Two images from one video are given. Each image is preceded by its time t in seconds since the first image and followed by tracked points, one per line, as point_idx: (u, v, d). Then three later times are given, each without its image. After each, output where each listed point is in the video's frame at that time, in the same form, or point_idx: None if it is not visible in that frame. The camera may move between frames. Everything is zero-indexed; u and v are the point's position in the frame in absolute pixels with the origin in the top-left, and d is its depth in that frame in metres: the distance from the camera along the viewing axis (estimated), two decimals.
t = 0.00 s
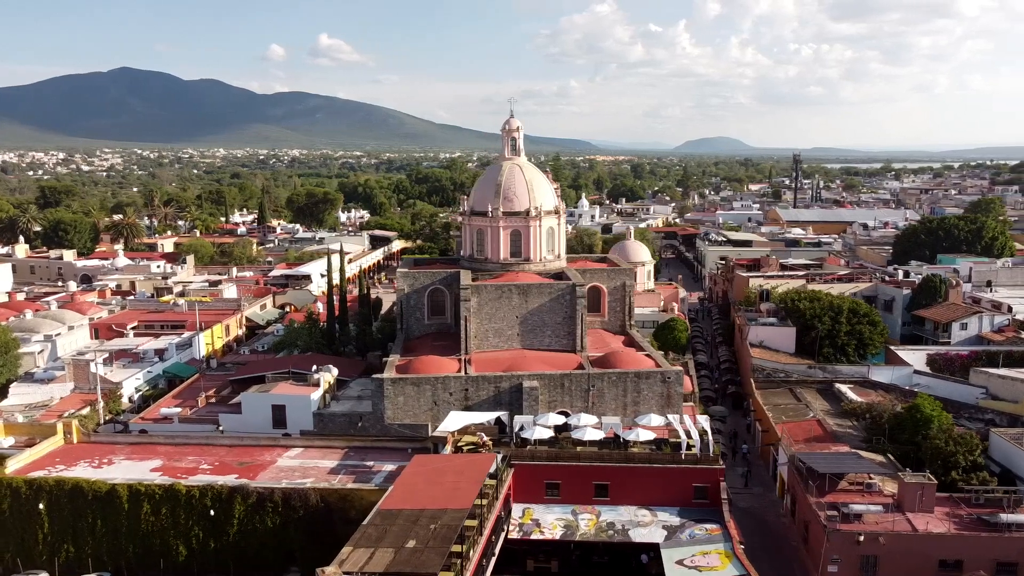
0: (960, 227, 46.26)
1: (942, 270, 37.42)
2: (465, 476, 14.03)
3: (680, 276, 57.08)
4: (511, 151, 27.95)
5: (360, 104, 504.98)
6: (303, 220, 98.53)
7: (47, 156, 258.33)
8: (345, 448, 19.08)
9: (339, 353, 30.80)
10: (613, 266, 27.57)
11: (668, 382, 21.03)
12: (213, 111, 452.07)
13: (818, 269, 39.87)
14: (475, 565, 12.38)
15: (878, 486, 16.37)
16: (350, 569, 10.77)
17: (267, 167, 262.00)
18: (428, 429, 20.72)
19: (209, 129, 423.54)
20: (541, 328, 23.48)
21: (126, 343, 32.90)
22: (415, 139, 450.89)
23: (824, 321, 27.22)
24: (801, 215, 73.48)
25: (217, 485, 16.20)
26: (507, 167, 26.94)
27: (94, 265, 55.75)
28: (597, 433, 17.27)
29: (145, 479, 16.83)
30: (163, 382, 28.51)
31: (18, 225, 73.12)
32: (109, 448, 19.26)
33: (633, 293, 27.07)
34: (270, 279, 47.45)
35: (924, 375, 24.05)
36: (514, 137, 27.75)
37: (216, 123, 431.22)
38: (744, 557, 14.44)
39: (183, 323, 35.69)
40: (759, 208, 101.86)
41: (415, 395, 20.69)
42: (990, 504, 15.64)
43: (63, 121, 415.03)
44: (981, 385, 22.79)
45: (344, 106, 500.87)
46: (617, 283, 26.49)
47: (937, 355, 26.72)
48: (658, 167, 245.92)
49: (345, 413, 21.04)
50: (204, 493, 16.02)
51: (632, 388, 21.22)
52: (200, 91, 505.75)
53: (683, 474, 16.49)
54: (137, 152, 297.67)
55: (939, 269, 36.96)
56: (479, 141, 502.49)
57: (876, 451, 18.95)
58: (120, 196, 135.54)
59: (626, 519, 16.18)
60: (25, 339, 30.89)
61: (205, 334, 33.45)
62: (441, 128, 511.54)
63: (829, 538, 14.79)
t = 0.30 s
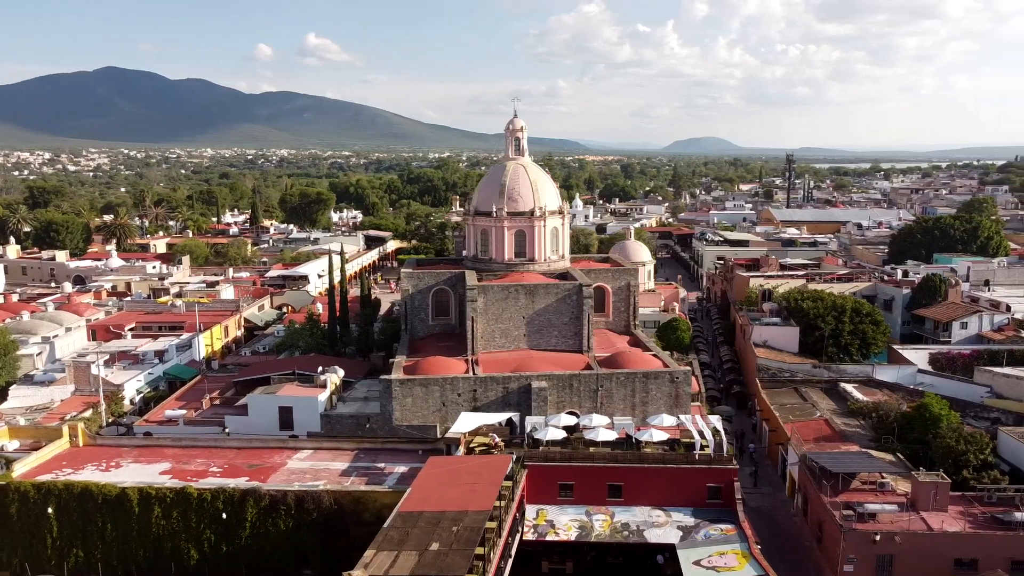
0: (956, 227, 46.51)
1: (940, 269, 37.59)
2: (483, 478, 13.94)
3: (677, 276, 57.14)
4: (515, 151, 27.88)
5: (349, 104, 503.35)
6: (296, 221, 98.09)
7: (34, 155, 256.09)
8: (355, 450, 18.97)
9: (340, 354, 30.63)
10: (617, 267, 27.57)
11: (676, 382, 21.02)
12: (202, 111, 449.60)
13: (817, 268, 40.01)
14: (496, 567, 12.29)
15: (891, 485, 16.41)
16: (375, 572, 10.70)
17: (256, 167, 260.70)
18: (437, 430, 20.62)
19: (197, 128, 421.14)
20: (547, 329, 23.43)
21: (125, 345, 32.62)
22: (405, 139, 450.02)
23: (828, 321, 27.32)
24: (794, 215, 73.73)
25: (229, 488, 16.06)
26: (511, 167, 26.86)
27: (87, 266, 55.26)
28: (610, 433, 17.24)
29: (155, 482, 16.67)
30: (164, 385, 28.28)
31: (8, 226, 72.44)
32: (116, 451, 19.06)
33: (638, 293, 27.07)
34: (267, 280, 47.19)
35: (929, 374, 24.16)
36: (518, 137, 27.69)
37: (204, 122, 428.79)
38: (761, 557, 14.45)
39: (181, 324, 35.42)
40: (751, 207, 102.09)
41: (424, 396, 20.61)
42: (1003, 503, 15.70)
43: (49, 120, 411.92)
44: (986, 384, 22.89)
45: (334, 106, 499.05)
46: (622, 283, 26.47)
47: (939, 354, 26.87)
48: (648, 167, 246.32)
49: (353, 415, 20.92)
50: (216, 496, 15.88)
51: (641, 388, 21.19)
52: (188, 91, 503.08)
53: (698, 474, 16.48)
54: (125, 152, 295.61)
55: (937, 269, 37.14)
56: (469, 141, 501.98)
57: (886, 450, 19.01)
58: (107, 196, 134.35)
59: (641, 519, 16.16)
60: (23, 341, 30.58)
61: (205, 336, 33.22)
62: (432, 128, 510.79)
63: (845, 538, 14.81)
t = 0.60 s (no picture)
0: (952, 226, 46.78)
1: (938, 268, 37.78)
2: (501, 478, 13.89)
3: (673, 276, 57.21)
4: (519, 151, 27.82)
5: (339, 104, 501.85)
6: (289, 221, 97.66)
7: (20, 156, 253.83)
8: (365, 452, 18.87)
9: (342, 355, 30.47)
10: (621, 267, 27.54)
11: (684, 381, 21.01)
12: (191, 111, 447.11)
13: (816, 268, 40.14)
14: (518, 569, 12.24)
15: (904, 484, 16.46)
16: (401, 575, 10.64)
17: (246, 168, 259.36)
18: (445, 431, 20.54)
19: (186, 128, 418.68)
20: (554, 329, 23.39)
21: (124, 346, 32.32)
22: (395, 139, 449.13)
23: (832, 320, 27.43)
24: (788, 214, 74.00)
25: (241, 490, 15.92)
26: (516, 167, 26.80)
27: (81, 267, 54.73)
28: (623, 434, 17.22)
29: (165, 485, 16.52)
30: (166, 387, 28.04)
31: None
32: (123, 454, 18.86)
33: (642, 292, 27.07)
34: (264, 280, 46.96)
35: (933, 374, 24.29)
36: (522, 137, 27.62)
37: (193, 122, 426.31)
38: (778, 557, 14.45)
39: (180, 325, 35.16)
40: (744, 207, 102.40)
41: (432, 397, 20.51)
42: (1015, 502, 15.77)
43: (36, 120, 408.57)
44: (990, 383, 22.99)
45: (323, 106, 497.20)
46: (627, 283, 26.47)
47: (941, 353, 27.01)
48: (639, 167, 246.71)
49: (361, 416, 20.80)
50: (228, 498, 15.74)
51: (649, 388, 21.18)
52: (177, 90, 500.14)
53: (712, 474, 16.46)
54: (112, 152, 293.29)
55: (936, 268, 37.33)
56: (460, 141, 501.55)
57: (895, 449, 19.05)
58: (95, 197, 133.06)
59: (655, 519, 16.13)
60: (21, 343, 30.22)
61: (205, 337, 33.01)
62: (422, 128, 509.96)
63: (861, 537, 14.82)
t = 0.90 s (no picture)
0: (948, 225, 47.08)
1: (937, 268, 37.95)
2: (519, 481, 13.85)
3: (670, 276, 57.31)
4: (523, 151, 27.75)
5: (329, 104, 500.35)
6: (282, 221, 97.24)
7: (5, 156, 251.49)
8: (375, 453, 18.77)
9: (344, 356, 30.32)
10: (625, 267, 27.53)
11: (693, 382, 21.00)
12: (179, 110, 444.46)
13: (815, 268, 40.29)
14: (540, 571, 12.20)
15: (917, 483, 16.51)
16: None
17: (235, 167, 257.96)
18: (455, 432, 20.47)
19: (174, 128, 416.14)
20: (561, 329, 23.35)
21: (123, 348, 32.05)
22: (385, 139, 448.17)
23: (835, 319, 27.54)
24: (782, 214, 74.31)
25: (254, 493, 15.79)
26: (520, 167, 26.75)
27: (73, 269, 54.19)
28: (637, 434, 17.18)
29: (176, 488, 16.37)
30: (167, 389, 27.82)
31: None
32: (130, 457, 18.67)
33: (647, 292, 27.04)
34: (261, 281, 46.70)
35: (937, 372, 24.42)
36: (526, 137, 27.56)
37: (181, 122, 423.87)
38: (796, 557, 14.45)
39: (179, 327, 34.91)
40: (737, 207, 102.75)
41: (441, 398, 20.42)
42: None
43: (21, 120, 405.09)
44: (995, 381, 23.07)
45: (313, 106, 495.58)
46: (632, 283, 26.46)
47: (944, 352, 27.12)
48: (630, 166, 247.14)
49: (369, 418, 20.69)
50: (241, 501, 15.61)
51: (658, 388, 21.16)
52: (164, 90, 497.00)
53: (726, 473, 16.46)
54: (100, 152, 291.04)
55: (935, 267, 37.52)
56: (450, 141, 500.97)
57: (905, 447, 19.10)
58: (84, 197, 132.02)
59: (670, 520, 16.11)
60: (19, 345, 29.92)
61: (205, 339, 32.79)
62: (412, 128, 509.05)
63: (878, 535, 14.83)
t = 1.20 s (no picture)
0: (943, 225, 47.36)
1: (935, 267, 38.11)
2: (539, 482, 13.79)
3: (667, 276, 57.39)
4: (527, 151, 27.72)
5: (318, 104, 498.65)
6: (275, 221, 96.78)
7: None
8: (386, 455, 18.65)
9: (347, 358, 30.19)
10: (629, 267, 27.52)
11: (702, 381, 21.00)
12: (167, 110, 441.72)
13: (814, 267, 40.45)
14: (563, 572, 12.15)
15: (929, 481, 16.58)
16: None
17: (225, 167, 256.45)
18: (464, 433, 20.39)
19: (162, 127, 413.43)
20: (568, 330, 23.33)
21: (122, 350, 31.76)
22: (375, 139, 447.07)
23: (839, 318, 27.64)
24: (776, 214, 74.55)
25: (267, 496, 15.66)
26: (524, 167, 26.71)
27: (66, 269, 53.56)
28: (650, 434, 17.17)
29: (187, 492, 16.21)
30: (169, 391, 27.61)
31: None
32: (138, 459, 18.49)
33: (652, 292, 27.04)
34: (258, 282, 46.42)
35: (941, 371, 24.54)
36: (530, 137, 27.53)
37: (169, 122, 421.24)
38: (813, 556, 14.46)
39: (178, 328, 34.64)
40: (730, 207, 103.04)
41: (450, 399, 20.33)
42: None
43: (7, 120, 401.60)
44: (1000, 380, 23.15)
45: (302, 106, 493.76)
46: (637, 283, 26.44)
47: (946, 351, 27.23)
48: (621, 167, 247.48)
49: (378, 419, 20.62)
50: (255, 504, 15.47)
51: (667, 388, 21.13)
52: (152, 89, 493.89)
53: (740, 474, 16.46)
54: (87, 152, 288.56)
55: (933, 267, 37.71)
56: (440, 141, 500.34)
57: (914, 446, 19.18)
58: (72, 198, 130.88)
59: (686, 520, 16.10)
60: (17, 347, 29.58)
61: (206, 340, 32.58)
62: (402, 128, 508.04)
63: (895, 534, 14.86)
